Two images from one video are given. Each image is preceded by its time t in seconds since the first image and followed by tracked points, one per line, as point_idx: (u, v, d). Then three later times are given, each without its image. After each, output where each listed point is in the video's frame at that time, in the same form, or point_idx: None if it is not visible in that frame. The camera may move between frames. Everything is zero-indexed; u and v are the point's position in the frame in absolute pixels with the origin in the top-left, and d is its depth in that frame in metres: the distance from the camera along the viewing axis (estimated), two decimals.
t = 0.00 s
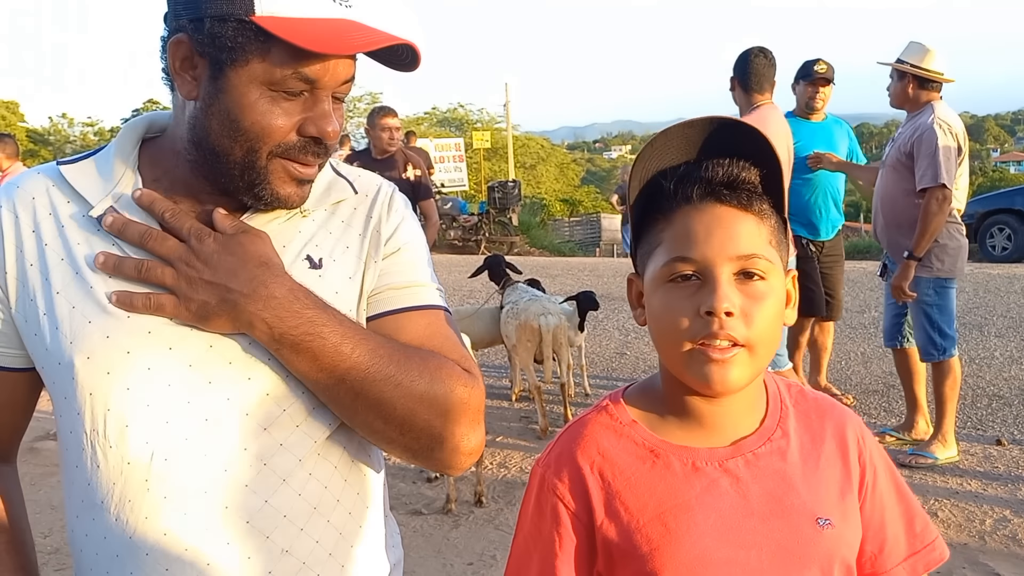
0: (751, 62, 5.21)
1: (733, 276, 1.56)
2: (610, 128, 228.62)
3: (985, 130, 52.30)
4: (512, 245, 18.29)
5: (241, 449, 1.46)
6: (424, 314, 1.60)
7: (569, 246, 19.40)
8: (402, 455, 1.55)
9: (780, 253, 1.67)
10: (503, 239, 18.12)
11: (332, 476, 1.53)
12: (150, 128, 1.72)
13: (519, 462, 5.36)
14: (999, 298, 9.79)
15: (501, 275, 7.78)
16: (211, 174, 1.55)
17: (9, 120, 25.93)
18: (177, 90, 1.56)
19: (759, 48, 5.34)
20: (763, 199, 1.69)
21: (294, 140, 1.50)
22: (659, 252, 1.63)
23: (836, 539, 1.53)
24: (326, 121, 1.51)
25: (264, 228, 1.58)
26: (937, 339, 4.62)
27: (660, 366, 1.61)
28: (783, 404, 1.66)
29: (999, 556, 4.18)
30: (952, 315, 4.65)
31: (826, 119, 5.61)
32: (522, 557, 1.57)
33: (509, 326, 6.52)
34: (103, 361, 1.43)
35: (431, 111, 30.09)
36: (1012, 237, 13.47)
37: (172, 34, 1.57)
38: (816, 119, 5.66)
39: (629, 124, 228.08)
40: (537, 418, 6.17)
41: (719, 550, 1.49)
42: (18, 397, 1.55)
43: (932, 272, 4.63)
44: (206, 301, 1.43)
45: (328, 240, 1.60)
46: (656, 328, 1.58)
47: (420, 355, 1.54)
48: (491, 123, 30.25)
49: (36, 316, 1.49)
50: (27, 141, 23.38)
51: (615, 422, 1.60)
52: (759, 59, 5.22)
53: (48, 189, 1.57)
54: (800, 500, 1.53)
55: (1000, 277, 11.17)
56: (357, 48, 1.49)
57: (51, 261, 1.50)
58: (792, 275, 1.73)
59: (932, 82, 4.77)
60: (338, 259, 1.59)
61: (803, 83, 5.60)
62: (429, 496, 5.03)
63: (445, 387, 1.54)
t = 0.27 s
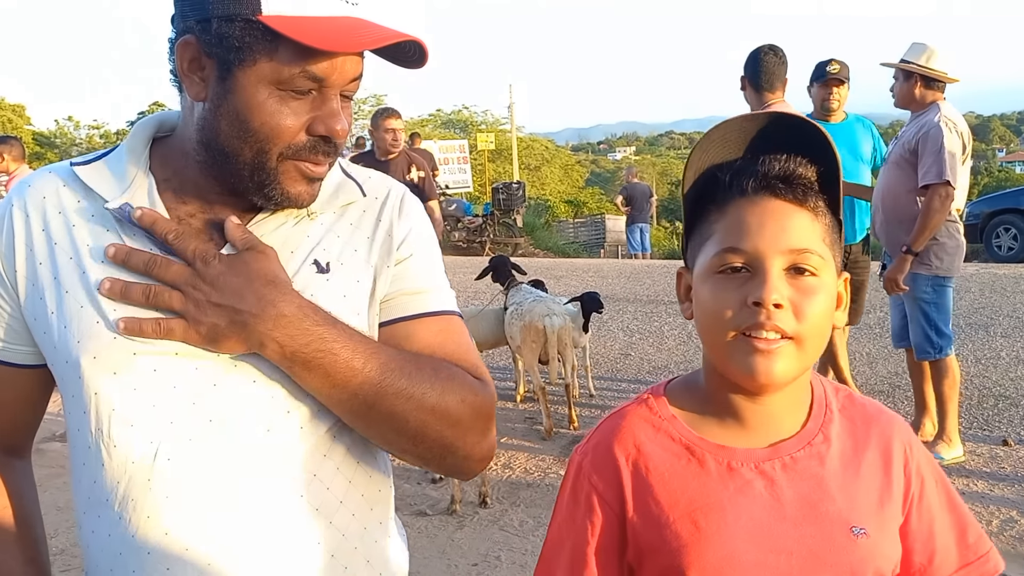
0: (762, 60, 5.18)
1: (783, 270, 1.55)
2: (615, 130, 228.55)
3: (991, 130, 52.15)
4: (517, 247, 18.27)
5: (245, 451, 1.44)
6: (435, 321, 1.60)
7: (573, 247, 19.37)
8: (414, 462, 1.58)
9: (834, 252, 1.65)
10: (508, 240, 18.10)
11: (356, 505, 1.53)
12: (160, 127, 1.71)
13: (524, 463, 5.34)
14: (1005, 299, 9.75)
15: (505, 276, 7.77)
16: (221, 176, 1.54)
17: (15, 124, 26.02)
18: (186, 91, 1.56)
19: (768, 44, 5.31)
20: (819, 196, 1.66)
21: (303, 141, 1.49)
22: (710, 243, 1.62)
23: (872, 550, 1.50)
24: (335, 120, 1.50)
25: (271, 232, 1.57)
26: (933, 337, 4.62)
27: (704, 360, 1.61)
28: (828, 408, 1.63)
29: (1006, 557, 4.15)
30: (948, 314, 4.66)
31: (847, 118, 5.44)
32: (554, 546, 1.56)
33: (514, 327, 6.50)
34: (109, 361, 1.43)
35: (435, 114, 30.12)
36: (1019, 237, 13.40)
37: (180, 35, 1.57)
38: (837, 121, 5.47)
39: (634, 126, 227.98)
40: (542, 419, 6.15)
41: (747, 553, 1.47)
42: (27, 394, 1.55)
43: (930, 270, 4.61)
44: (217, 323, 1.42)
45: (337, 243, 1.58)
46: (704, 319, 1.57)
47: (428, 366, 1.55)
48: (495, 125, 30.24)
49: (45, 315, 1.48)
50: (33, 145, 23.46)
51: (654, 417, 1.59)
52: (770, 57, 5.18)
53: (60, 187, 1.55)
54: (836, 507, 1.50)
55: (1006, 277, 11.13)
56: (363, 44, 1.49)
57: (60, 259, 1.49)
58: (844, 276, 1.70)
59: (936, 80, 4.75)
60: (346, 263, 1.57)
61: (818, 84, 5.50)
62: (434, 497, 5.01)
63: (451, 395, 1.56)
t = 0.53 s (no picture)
0: (767, 62, 5.18)
1: (806, 275, 1.56)
2: (615, 132, 228.63)
3: (991, 132, 52.15)
4: (517, 249, 18.28)
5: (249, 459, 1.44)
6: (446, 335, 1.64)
7: (574, 249, 19.37)
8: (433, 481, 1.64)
9: (856, 258, 1.67)
10: (508, 243, 18.11)
11: (368, 523, 1.57)
12: (164, 129, 1.71)
13: (524, 465, 5.34)
14: (1005, 300, 9.74)
15: (505, 277, 7.76)
16: (227, 179, 1.54)
17: (16, 127, 26.06)
18: (192, 93, 1.56)
19: (773, 45, 5.30)
20: (841, 204, 1.68)
21: (309, 144, 1.49)
22: (732, 248, 1.64)
23: (894, 544, 1.52)
24: (341, 121, 1.51)
25: (277, 237, 1.54)
26: (931, 338, 4.64)
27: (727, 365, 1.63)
28: (849, 406, 1.65)
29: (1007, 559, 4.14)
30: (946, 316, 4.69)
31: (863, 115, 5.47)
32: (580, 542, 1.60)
33: (514, 329, 6.50)
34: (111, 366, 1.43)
35: (436, 116, 30.14)
36: (1019, 239, 13.37)
37: (185, 37, 1.57)
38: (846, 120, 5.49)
39: (634, 128, 228.07)
40: (543, 421, 6.15)
41: (767, 548, 1.49)
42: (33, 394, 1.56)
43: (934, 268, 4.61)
44: (235, 385, 1.40)
45: (342, 251, 1.56)
46: (725, 320, 1.58)
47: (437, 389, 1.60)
48: (495, 127, 30.25)
49: (48, 316, 1.47)
50: (34, 148, 23.49)
51: (675, 416, 1.62)
52: (778, 58, 5.18)
53: (65, 189, 1.53)
54: (855, 502, 1.53)
55: (1006, 278, 11.11)
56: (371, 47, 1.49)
57: (64, 261, 1.47)
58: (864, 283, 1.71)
59: (927, 82, 4.78)
60: (352, 271, 1.56)
61: (823, 85, 5.53)
62: (434, 499, 5.02)
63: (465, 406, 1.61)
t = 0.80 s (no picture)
0: (773, 64, 5.16)
1: (815, 280, 1.55)
2: (616, 135, 228.69)
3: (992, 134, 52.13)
4: (518, 252, 18.28)
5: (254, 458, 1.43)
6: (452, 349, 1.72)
7: (574, 251, 19.35)
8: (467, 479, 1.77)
9: (865, 260, 1.66)
10: (509, 245, 18.11)
11: (374, 523, 1.57)
12: (162, 128, 1.71)
13: (525, 467, 5.33)
14: (1006, 302, 9.73)
15: (506, 279, 7.74)
16: (226, 180, 1.53)
17: (17, 130, 26.08)
18: (193, 94, 1.55)
19: (778, 46, 5.30)
20: (850, 206, 1.67)
21: (310, 144, 1.49)
22: (741, 250, 1.63)
23: (904, 544, 1.52)
24: (341, 122, 1.51)
25: (281, 238, 1.53)
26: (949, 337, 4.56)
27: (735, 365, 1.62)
28: (858, 405, 1.65)
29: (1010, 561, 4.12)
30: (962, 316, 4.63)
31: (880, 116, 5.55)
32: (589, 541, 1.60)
33: (515, 331, 6.49)
34: (112, 367, 1.41)
35: (436, 119, 30.15)
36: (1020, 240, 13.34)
37: (186, 39, 1.56)
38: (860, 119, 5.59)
39: (635, 131, 228.12)
40: (544, 423, 6.13)
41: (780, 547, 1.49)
42: (30, 398, 1.56)
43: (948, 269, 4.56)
44: (326, 521, 1.41)
45: (347, 256, 1.57)
46: (735, 324, 1.58)
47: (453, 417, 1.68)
48: (496, 130, 30.26)
49: (47, 317, 1.46)
50: (36, 152, 23.53)
51: (685, 415, 1.62)
52: (787, 59, 5.16)
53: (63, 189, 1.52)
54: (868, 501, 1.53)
55: (1008, 280, 11.10)
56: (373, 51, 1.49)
57: (62, 261, 1.46)
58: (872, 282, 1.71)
59: (925, 83, 4.77)
60: (356, 278, 1.56)
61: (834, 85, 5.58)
62: (435, 501, 5.00)
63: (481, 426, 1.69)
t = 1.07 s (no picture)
0: (784, 62, 5.15)
1: (817, 282, 1.55)
2: (619, 134, 228.56)
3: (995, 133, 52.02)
4: (520, 251, 18.27)
5: (262, 454, 1.43)
6: (451, 345, 1.75)
7: (577, 251, 19.33)
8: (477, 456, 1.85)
9: (869, 260, 1.65)
10: (511, 245, 18.09)
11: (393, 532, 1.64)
12: (159, 124, 1.69)
13: (527, 467, 5.32)
14: (1010, 301, 9.70)
15: (509, 278, 7.72)
16: (227, 181, 1.53)
17: (21, 130, 26.11)
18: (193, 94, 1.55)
19: (789, 44, 5.27)
20: (853, 205, 1.66)
21: (312, 144, 1.49)
22: (744, 253, 1.62)
23: (912, 543, 1.52)
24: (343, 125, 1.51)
25: (287, 235, 1.53)
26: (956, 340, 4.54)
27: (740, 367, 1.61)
28: (864, 405, 1.65)
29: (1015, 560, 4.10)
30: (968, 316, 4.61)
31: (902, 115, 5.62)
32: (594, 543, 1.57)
33: (518, 331, 6.48)
34: (117, 367, 1.40)
35: (439, 118, 30.12)
36: None
37: (186, 38, 1.55)
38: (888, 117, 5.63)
39: (638, 130, 228.02)
40: (546, 423, 6.12)
41: (790, 547, 1.48)
42: (28, 400, 1.54)
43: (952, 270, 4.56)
44: None
45: (351, 252, 1.57)
46: (738, 328, 1.57)
47: (469, 440, 1.73)
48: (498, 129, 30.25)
49: (48, 319, 1.44)
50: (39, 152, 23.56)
51: (691, 415, 1.60)
52: (795, 58, 5.16)
53: (59, 189, 1.51)
54: (877, 501, 1.53)
55: (1012, 279, 11.06)
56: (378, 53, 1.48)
57: (62, 261, 1.45)
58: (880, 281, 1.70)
59: (941, 81, 4.74)
60: (360, 275, 1.57)
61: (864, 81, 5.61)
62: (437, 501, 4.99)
63: (490, 431, 1.74)
